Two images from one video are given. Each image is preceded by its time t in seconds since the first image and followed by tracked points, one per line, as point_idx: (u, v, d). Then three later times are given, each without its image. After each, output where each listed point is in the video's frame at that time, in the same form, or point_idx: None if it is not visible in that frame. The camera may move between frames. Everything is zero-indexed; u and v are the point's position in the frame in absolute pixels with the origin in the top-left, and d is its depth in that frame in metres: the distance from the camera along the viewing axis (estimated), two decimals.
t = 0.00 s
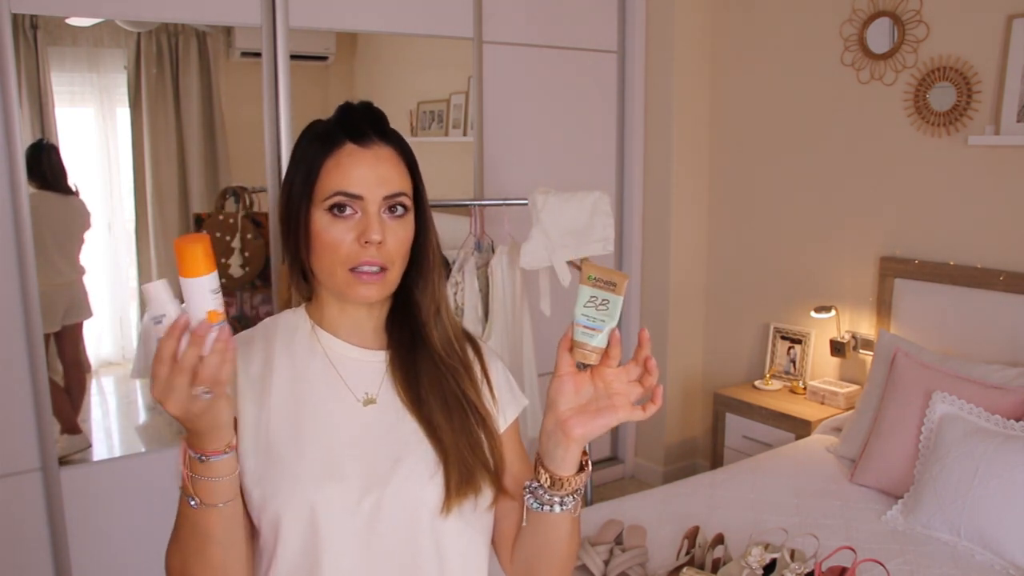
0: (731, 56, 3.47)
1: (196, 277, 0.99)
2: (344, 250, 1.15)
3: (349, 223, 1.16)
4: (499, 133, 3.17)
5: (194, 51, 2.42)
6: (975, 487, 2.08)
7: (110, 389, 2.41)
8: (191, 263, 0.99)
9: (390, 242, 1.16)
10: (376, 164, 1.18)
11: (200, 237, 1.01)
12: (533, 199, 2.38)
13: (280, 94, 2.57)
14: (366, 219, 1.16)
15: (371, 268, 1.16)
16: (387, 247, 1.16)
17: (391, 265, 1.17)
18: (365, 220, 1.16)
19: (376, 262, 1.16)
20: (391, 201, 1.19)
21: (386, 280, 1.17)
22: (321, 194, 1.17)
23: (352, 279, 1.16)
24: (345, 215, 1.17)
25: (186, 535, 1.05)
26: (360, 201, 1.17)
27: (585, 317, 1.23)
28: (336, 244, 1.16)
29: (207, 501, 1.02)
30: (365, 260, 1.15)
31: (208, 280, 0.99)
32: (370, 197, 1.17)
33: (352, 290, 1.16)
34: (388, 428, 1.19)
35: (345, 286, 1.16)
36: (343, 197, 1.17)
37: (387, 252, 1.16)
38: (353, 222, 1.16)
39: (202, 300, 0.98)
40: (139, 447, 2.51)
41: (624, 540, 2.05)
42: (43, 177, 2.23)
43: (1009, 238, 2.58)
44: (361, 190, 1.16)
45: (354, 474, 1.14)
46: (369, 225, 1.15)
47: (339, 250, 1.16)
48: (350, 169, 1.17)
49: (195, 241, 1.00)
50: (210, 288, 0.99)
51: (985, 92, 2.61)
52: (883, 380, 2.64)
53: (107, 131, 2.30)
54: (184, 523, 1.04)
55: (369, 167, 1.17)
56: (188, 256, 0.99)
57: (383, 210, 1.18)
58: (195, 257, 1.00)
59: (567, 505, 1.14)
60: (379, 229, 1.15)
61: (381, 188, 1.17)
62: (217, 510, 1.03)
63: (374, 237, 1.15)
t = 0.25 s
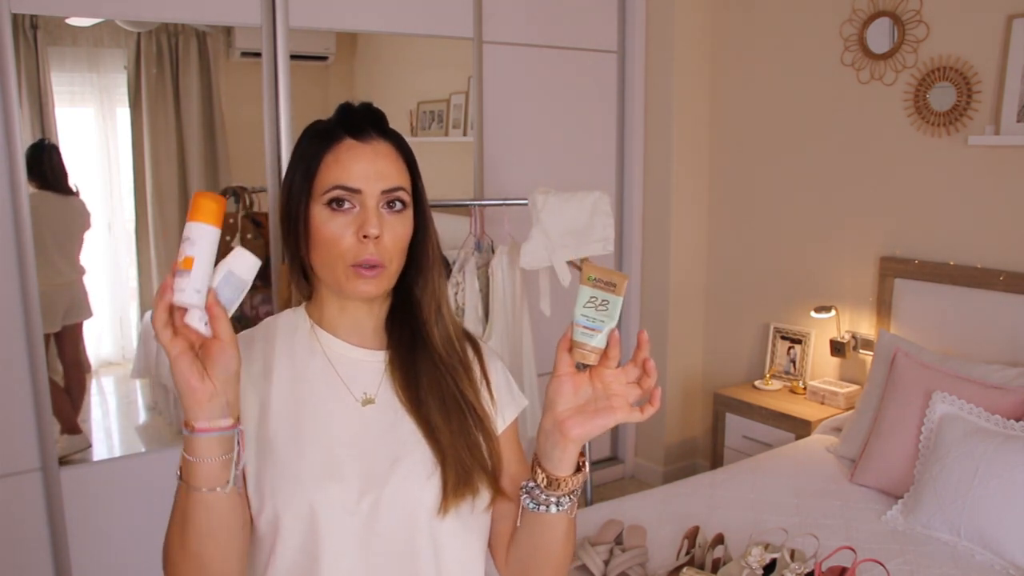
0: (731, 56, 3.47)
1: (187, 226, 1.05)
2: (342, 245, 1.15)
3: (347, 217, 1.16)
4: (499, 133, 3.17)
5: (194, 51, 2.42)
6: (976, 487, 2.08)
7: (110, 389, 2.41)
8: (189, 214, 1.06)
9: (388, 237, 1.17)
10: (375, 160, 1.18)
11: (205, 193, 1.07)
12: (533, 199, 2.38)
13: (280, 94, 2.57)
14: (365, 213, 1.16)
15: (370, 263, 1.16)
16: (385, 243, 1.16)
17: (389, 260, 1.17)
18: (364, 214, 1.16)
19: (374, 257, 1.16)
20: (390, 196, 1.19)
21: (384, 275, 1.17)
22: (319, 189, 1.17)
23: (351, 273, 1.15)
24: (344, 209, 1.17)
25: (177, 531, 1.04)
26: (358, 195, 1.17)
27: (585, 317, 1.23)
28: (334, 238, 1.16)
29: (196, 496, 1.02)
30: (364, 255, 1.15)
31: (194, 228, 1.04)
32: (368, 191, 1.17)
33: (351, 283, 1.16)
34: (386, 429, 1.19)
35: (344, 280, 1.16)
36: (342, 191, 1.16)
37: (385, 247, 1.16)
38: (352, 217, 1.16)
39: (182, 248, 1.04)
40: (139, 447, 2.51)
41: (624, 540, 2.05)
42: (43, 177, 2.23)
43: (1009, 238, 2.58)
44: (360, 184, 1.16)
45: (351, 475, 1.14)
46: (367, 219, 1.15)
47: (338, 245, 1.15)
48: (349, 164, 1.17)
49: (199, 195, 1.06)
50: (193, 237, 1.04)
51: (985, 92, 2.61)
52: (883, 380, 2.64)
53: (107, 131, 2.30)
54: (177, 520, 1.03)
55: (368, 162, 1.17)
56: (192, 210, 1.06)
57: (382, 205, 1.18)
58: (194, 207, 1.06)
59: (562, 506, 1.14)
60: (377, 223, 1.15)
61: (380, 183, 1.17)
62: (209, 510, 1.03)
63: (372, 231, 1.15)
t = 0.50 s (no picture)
0: (731, 55, 3.47)
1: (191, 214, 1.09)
2: (343, 250, 1.15)
3: (348, 223, 1.16)
4: (499, 133, 3.17)
5: (194, 51, 2.42)
6: (975, 487, 2.08)
7: (110, 389, 2.41)
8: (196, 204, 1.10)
9: (389, 243, 1.17)
10: (376, 166, 1.18)
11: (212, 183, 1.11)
12: (533, 199, 2.38)
13: (280, 94, 2.57)
14: (366, 219, 1.16)
15: (371, 268, 1.16)
16: (386, 248, 1.16)
17: (390, 266, 1.17)
18: (365, 220, 1.16)
19: (375, 262, 1.16)
20: (391, 202, 1.19)
21: (385, 280, 1.17)
22: (321, 194, 1.17)
23: (351, 278, 1.16)
24: (345, 215, 1.17)
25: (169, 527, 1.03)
26: (360, 201, 1.17)
27: (579, 316, 1.21)
28: (335, 243, 1.16)
29: (187, 490, 1.01)
30: (365, 260, 1.15)
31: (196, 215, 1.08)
32: (369, 197, 1.17)
33: (352, 289, 1.16)
34: (386, 428, 1.19)
35: (345, 285, 1.16)
36: (343, 197, 1.17)
37: (386, 253, 1.16)
38: (353, 223, 1.16)
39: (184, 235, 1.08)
40: (139, 447, 2.50)
41: (624, 540, 2.05)
42: (43, 177, 2.23)
43: (1009, 238, 2.58)
44: (361, 191, 1.16)
45: (351, 474, 1.14)
46: (368, 225, 1.15)
47: (339, 251, 1.15)
48: (350, 169, 1.17)
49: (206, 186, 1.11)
50: (193, 224, 1.08)
51: (985, 92, 2.61)
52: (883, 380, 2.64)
53: (107, 130, 2.30)
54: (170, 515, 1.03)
55: (369, 167, 1.17)
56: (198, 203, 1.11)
57: (383, 210, 1.18)
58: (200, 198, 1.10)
59: (561, 505, 1.14)
60: (378, 229, 1.15)
61: (381, 189, 1.17)
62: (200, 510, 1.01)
63: (374, 237, 1.15)
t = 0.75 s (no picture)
0: (731, 55, 3.47)
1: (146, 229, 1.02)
2: (344, 255, 1.16)
3: (349, 228, 1.16)
4: (499, 133, 3.17)
5: (194, 51, 2.42)
6: (975, 487, 2.08)
7: (110, 389, 2.40)
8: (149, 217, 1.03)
9: (390, 248, 1.17)
10: (377, 170, 1.18)
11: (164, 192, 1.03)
12: (533, 199, 2.38)
13: (280, 94, 2.57)
14: (367, 225, 1.16)
15: (372, 272, 1.16)
16: (387, 253, 1.16)
17: (391, 270, 1.18)
18: (366, 225, 1.16)
19: (376, 267, 1.16)
20: (391, 206, 1.19)
21: (386, 285, 1.18)
22: (321, 199, 1.17)
23: (353, 284, 1.16)
24: (346, 220, 1.17)
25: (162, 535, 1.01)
26: (360, 206, 1.17)
27: (580, 317, 1.19)
28: (336, 248, 1.16)
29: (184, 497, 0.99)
30: (366, 265, 1.15)
31: (153, 230, 1.02)
32: (370, 202, 1.17)
33: (352, 294, 1.16)
34: (385, 428, 1.19)
35: (346, 290, 1.17)
36: (344, 202, 1.16)
37: (386, 257, 1.16)
38: (354, 228, 1.16)
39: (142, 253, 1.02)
40: (139, 447, 2.50)
41: (624, 540, 2.05)
42: (43, 178, 2.23)
43: (1009, 238, 2.58)
44: (362, 196, 1.16)
45: (351, 472, 1.15)
46: (369, 231, 1.15)
47: (340, 256, 1.16)
48: (351, 174, 1.16)
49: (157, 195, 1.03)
50: (151, 241, 1.01)
51: (985, 92, 2.61)
52: (883, 381, 2.64)
53: (107, 131, 2.30)
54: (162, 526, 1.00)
55: (369, 172, 1.17)
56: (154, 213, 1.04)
57: (383, 215, 1.18)
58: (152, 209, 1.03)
59: (560, 505, 1.14)
60: (379, 235, 1.15)
61: (381, 194, 1.17)
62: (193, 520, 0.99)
63: (374, 243, 1.15)
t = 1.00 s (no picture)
0: (731, 55, 3.47)
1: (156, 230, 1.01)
2: (342, 254, 1.15)
3: (347, 227, 1.16)
4: (499, 133, 3.17)
5: (194, 51, 2.42)
6: (975, 487, 2.08)
7: (110, 389, 2.40)
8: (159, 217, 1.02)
9: (388, 246, 1.16)
10: (375, 170, 1.18)
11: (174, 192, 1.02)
12: (533, 199, 2.38)
13: (280, 94, 2.57)
14: (365, 224, 1.16)
15: (369, 271, 1.16)
16: (385, 252, 1.16)
17: (389, 269, 1.17)
18: (364, 224, 1.16)
19: (374, 266, 1.16)
20: (389, 205, 1.19)
21: (384, 284, 1.17)
22: (319, 198, 1.17)
23: (350, 283, 1.16)
24: (344, 219, 1.17)
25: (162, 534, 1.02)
26: (358, 206, 1.17)
27: (576, 317, 1.21)
28: (333, 247, 1.16)
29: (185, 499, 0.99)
30: (364, 264, 1.15)
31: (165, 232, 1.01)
32: (368, 202, 1.17)
33: (350, 293, 1.16)
34: (383, 428, 1.19)
35: (344, 289, 1.16)
36: (342, 202, 1.16)
37: (385, 256, 1.16)
38: (352, 227, 1.16)
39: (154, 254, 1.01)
40: (139, 447, 2.51)
41: (624, 540, 2.05)
42: (44, 177, 2.23)
43: (1009, 238, 2.58)
44: (360, 195, 1.16)
45: (350, 472, 1.15)
46: (367, 230, 1.15)
47: (338, 255, 1.15)
48: (349, 174, 1.17)
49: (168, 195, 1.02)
50: (162, 243, 1.00)
51: (985, 92, 2.61)
52: (883, 381, 2.64)
53: (107, 131, 2.30)
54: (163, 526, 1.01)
55: (367, 171, 1.17)
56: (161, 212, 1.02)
57: (381, 214, 1.18)
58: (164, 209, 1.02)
59: (557, 505, 1.14)
60: (377, 234, 1.15)
61: (379, 193, 1.17)
62: (193, 524, 1.00)
63: (372, 242, 1.14)
